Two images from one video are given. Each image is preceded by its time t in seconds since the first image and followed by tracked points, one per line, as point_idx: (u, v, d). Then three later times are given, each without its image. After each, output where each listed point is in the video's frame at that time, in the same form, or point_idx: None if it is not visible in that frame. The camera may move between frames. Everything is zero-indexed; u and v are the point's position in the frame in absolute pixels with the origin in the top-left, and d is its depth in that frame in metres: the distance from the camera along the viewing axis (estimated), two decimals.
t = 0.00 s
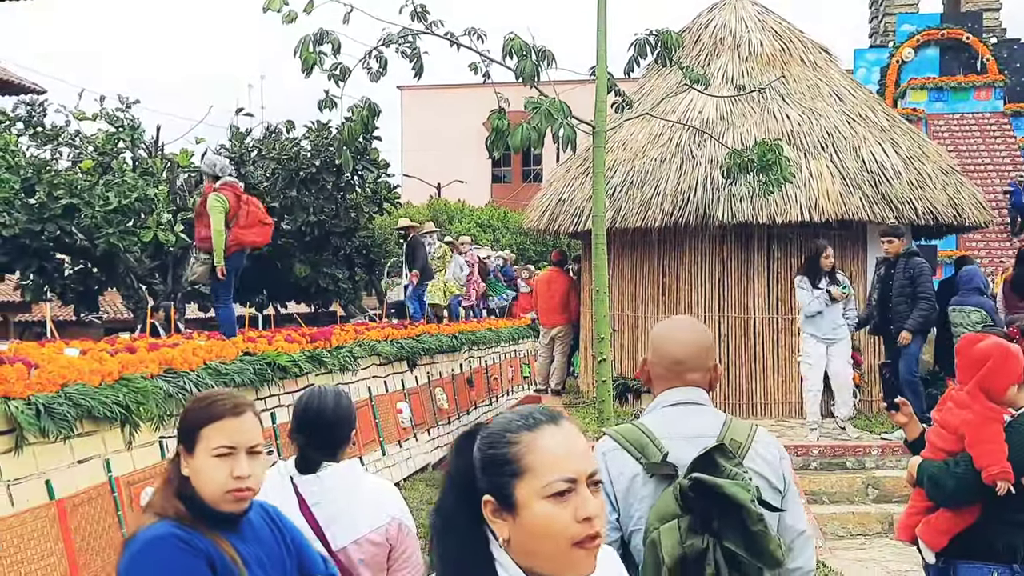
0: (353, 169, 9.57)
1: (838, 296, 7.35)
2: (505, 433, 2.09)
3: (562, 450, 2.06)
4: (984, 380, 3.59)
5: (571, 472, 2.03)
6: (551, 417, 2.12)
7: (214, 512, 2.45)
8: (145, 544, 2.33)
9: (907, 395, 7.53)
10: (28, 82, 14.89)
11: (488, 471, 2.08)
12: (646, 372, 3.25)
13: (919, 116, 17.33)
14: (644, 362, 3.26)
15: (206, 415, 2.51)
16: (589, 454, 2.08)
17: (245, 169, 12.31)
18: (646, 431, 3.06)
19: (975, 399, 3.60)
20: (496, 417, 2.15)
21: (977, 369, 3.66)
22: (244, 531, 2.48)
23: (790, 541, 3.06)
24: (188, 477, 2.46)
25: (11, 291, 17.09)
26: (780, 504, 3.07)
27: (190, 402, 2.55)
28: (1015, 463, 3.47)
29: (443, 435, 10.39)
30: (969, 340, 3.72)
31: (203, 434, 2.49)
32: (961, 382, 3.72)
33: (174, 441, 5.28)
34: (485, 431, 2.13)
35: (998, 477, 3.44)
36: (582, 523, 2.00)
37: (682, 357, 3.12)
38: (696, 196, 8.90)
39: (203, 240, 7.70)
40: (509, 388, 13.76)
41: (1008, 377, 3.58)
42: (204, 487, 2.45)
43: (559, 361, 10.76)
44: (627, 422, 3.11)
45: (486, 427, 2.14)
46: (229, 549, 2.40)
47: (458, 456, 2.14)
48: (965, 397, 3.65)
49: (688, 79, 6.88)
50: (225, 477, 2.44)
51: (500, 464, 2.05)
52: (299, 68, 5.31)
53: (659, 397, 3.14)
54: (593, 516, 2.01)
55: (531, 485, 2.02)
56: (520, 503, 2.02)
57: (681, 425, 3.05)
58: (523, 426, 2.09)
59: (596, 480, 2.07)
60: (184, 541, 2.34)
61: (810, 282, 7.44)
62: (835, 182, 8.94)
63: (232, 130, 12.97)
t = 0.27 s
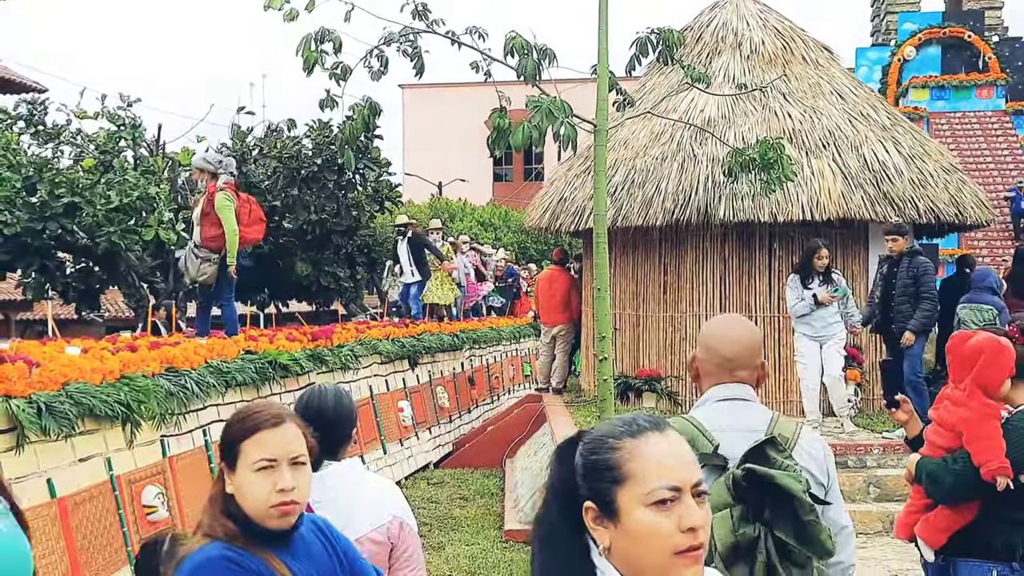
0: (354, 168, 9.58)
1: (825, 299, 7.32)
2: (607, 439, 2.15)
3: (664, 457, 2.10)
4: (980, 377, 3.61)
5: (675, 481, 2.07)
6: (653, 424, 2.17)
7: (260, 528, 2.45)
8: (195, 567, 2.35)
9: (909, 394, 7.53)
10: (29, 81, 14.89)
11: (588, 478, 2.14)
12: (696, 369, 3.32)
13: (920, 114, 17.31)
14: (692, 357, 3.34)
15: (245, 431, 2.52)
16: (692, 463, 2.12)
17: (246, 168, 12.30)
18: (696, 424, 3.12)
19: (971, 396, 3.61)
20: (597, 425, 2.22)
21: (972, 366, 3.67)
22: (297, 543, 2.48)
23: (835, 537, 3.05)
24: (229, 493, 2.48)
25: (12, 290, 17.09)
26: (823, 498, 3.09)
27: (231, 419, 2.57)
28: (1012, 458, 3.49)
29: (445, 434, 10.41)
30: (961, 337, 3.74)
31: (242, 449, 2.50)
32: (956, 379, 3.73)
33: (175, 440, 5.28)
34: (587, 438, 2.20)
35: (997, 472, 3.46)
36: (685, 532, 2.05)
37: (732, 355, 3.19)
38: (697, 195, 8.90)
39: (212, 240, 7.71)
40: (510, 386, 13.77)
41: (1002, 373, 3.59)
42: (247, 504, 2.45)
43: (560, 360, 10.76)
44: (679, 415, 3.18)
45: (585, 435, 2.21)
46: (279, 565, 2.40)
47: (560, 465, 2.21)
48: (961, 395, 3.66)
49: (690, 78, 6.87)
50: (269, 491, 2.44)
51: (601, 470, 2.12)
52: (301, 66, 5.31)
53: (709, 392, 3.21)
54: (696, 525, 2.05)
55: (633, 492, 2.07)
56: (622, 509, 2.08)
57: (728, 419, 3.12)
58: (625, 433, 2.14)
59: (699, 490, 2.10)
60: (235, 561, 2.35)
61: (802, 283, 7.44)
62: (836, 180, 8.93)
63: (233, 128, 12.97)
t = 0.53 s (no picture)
0: (353, 165, 9.57)
1: (817, 305, 7.28)
2: (713, 430, 2.22)
3: (772, 452, 2.14)
4: (967, 376, 3.58)
5: (782, 476, 2.11)
6: (764, 417, 2.22)
7: (319, 539, 2.40)
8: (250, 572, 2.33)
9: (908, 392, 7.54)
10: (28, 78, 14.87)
11: (691, 466, 2.22)
12: (727, 361, 3.45)
13: (919, 112, 17.30)
14: (722, 351, 3.46)
15: (302, 439, 2.43)
16: (800, 459, 2.15)
17: (245, 166, 12.29)
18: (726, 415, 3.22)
19: (958, 395, 3.60)
20: (704, 415, 2.29)
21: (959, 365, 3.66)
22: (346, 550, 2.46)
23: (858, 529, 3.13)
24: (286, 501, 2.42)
25: (10, 287, 17.07)
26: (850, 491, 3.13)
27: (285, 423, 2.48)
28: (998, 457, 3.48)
29: (444, 432, 10.43)
30: (947, 337, 3.71)
31: (302, 456, 2.41)
32: (944, 379, 3.72)
33: (174, 438, 5.28)
34: (694, 428, 2.28)
35: (982, 472, 3.45)
36: (791, 530, 2.08)
37: (762, 347, 3.32)
38: (696, 193, 8.89)
39: (213, 239, 7.71)
40: (509, 384, 13.77)
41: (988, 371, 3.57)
42: (305, 515, 2.39)
43: (559, 358, 10.76)
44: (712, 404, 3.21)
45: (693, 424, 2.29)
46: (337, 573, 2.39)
47: (658, 453, 2.36)
48: (948, 395, 3.65)
49: (689, 76, 6.85)
50: (330, 502, 2.39)
51: (707, 460, 2.19)
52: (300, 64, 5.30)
53: (741, 383, 3.32)
54: (803, 524, 2.08)
55: (739, 484, 2.13)
56: (726, 501, 2.13)
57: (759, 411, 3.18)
58: (732, 423, 2.21)
59: (807, 488, 2.13)
60: (293, 568, 2.33)
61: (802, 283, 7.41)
62: (836, 179, 8.92)
63: (232, 126, 12.94)
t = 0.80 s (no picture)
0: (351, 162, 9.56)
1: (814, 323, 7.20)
2: (804, 443, 2.10)
3: (867, 470, 2.01)
4: (960, 376, 3.60)
5: (879, 499, 1.97)
6: (859, 432, 2.08)
7: (375, 548, 2.31)
8: None
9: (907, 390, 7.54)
10: (27, 75, 14.86)
11: (779, 482, 2.11)
12: (733, 359, 3.46)
13: (919, 110, 17.32)
14: (728, 347, 3.47)
15: (372, 444, 2.32)
16: (897, 480, 2.01)
17: (244, 163, 12.28)
18: (730, 412, 3.21)
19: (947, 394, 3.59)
20: (793, 427, 2.17)
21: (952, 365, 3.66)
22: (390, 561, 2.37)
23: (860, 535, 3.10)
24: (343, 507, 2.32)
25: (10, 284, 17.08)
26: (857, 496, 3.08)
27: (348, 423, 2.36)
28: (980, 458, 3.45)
29: (443, 430, 10.44)
30: (946, 337, 3.72)
31: (370, 461, 2.31)
32: (933, 378, 3.72)
33: (173, 435, 5.27)
34: (781, 440, 2.16)
35: (964, 472, 3.41)
36: (887, 558, 1.95)
37: (767, 345, 3.32)
38: (695, 191, 8.89)
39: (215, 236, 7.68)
40: (508, 382, 13.78)
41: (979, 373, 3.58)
42: (363, 525, 2.30)
43: (558, 356, 10.75)
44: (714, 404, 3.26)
45: (783, 436, 2.17)
46: None
47: (745, 464, 2.30)
48: (937, 395, 3.63)
49: (687, 74, 6.85)
50: (394, 511, 2.30)
51: (795, 476, 2.07)
52: (298, 61, 5.29)
53: (746, 380, 3.33)
54: (899, 551, 1.95)
55: (831, 505, 2.00)
56: (815, 522, 2.02)
57: (763, 410, 3.21)
58: (826, 438, 2.08)
59: (903, 511, 2.00)
60: None
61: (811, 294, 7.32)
62: (835, 177, 8.92)
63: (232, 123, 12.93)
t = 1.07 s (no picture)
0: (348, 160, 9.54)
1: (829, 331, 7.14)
2: (898, 467, 1.89)
3: (971, 497, 1.82)
4: (948, 376, 3.85)
5: (988, 530, 1.79)
6: (956, 456, 1.89)
7: (447, 558, 2.26)
8: None
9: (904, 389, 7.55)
10: (24, 72, 14.84)
11: (863, 513, 1.90)
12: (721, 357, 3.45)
13: (916, 109, 17.33)
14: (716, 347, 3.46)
15: (443, 451, 2.28)
16: (1002, 510, 1.82)
17: (241, 161, 12.26)
18: (722, 413, 3.24)
19: (932, 390, 3.90)
20: (880, 449, 1.96)
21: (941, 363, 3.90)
22: (459, 572, 2.31)
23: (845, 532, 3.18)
24: (415, 514, 2.27)
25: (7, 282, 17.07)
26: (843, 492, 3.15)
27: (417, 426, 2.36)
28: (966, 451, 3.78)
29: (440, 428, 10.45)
30: (933, 332, 3.93)
31: (446, 469, 2.26)
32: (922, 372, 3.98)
33: (170, 433, 5.26)
34: (865, 463, 1.95)
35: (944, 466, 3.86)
36: None
37: (757, 344, 3.31)
38: (692, 189, 8.89)
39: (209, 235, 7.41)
40: (505, 380, 13.78)
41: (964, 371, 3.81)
42: (434, 534, 2.24)
43: (555, 353, 10.75)
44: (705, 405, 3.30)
45: (865, 458, 1.97)
46: None
47: (821, 493, 2.04)
48: (925, 387, 3.95)
49: (685, 72, 6.86)
50: (466, 520, 2.24)
51: (888, 503, 1.86)
52: (295, 58, 5.28)
53: (736, 378, 3.32)
54: None
55: (933, 536, 1.80)
56: (912, 555, 1.81)
57: (750, 409, 3.23)
58: (921, 462, 1.88)
59: (1011, 544, 1.82)
60: None
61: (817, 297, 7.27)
62: (832, 175, 8.93)
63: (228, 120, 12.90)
